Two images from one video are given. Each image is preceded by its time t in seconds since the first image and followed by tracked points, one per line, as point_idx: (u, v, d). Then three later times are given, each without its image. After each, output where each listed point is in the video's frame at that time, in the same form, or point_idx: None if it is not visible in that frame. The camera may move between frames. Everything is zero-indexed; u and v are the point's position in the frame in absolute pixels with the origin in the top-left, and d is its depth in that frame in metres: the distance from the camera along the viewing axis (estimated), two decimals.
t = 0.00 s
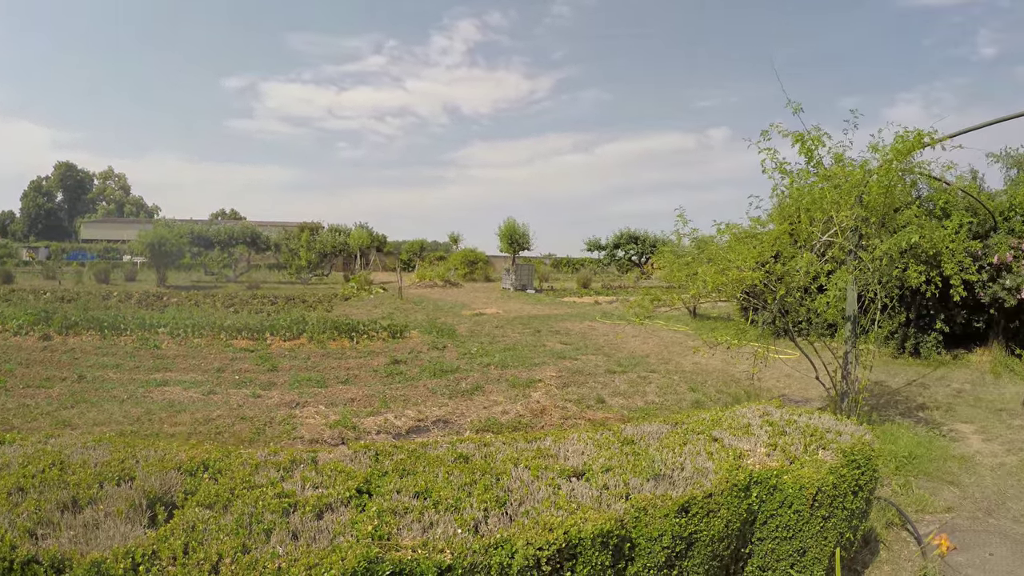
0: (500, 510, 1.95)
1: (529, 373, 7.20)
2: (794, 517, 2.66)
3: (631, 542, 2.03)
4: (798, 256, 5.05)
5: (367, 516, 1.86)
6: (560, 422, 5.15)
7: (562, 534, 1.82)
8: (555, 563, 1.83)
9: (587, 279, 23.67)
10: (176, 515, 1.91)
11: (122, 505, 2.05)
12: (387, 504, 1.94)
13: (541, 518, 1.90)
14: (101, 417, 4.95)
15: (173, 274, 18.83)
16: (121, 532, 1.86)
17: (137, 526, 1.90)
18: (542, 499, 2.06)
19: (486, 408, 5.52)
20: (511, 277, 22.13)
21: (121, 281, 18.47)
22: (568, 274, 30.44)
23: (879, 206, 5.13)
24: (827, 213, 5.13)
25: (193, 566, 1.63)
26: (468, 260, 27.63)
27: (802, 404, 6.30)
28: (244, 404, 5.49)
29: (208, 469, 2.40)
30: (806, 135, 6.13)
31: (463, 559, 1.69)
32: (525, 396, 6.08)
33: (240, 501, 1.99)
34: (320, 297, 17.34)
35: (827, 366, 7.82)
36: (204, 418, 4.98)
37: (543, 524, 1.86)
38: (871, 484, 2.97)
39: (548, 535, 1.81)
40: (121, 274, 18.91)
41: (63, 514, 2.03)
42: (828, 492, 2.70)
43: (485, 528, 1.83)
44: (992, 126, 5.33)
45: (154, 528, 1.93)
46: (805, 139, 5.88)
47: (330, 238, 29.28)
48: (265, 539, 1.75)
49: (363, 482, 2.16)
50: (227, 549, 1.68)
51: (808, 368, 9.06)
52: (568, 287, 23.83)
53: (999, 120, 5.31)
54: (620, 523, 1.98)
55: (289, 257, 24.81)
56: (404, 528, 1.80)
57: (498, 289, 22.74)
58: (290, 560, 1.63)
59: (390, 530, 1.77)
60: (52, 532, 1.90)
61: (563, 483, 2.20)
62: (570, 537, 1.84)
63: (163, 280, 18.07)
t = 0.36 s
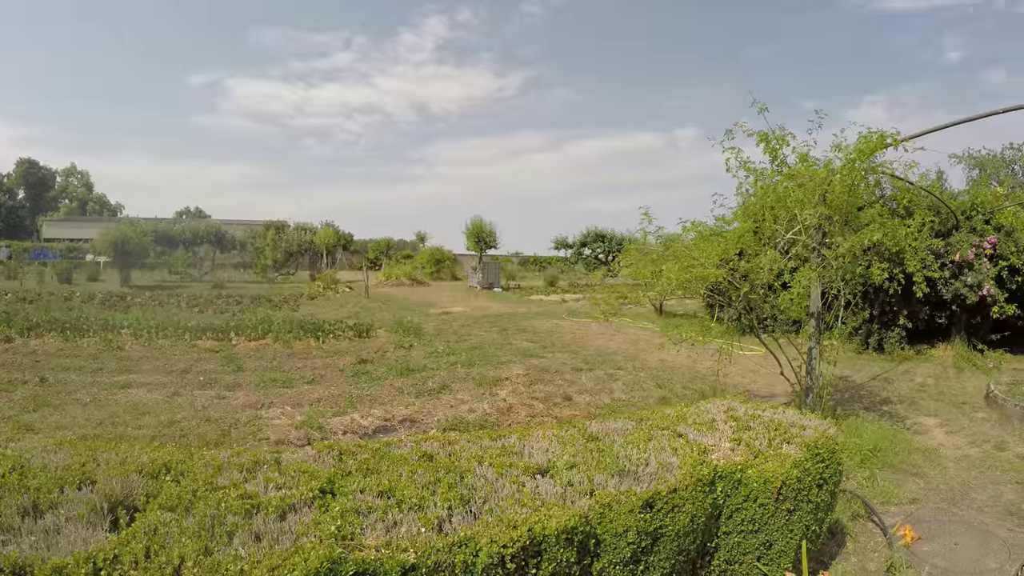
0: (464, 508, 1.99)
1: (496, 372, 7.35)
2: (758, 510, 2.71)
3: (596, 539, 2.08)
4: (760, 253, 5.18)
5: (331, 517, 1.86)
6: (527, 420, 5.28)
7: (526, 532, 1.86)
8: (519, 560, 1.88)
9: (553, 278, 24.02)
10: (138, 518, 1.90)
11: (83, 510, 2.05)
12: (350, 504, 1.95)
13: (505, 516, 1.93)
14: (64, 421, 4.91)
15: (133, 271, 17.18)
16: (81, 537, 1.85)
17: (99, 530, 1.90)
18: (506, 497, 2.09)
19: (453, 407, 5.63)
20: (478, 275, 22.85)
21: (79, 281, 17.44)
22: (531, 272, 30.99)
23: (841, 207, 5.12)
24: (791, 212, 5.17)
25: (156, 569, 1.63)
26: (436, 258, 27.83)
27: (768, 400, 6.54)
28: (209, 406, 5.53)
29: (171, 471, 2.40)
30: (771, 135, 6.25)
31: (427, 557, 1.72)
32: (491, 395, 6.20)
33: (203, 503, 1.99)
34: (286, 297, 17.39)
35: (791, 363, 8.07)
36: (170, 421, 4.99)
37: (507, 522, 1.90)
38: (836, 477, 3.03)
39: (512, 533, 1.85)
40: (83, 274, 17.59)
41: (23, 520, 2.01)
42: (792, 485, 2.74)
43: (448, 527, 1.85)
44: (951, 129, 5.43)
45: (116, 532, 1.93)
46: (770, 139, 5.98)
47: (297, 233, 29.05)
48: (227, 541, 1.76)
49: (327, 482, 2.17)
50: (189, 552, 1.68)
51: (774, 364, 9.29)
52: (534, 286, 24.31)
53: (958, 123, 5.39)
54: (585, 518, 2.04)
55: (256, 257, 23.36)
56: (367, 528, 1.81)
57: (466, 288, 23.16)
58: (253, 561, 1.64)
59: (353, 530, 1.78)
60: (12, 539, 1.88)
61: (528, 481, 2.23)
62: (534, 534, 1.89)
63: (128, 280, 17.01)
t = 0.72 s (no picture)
0: (419, 511, 2.02)
1: (455, 374, 7.48)
2: (714, 508, 2.75)
3: (550, 539, 2.12)
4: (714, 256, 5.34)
5: (285, 521, 1.88)
6: (484, 422, 5.40)
7: (481, 534, 1.91)
8: (473, 562, 1.92)
9: (514, 281, 24.25)
10: (90, 525, 1.90)
11: (35, 518, 2.04)
12: (304, 508, 1.97)
13: (460, 519, 1.97)
14: (16, 428, 4.84)
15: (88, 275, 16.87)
16: (33, 545, 1.85)
17: (51, 538, 1.90)
18: (461, 499, 2.13)
19: (411, 410, 5.73)
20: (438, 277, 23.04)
21: (33, 282, 17.46)
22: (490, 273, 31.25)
23: (795, 210, 5.33)
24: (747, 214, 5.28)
25: None
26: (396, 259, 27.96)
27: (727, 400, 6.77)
28: (165, 412, 5.52)
29: (125, 477, 2.40)
30: (727, 138, 6.39)
31: (381, 561, 1.74)
32: (450, 397, 6.31)
33: (158, 509, 1.99)
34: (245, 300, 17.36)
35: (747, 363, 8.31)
36: (125, 426, 4.97)
37: (462, 525, 1.94)
38: (791, 475, 3.09)
39: (466, 535, 1.89)
40: (40, 275, 17.52)
41: None
42: (747, 484, 2.78)
43: (401, 530, 1.88)
44: (901, 135, 5.71)
45: (69, 540, 1.93)
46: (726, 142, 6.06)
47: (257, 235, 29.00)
48: (180, 547, 1.78)
49: (282, 486, 2.20)
50: (142, 559, 1.70)
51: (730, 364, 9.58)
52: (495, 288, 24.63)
53: (907, 129, 5.69)
54: (540, 519, 2.09)
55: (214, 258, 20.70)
56: (321, 532, 1.83)
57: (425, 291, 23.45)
58: (206, 566, 1.66)
59: (307, 534, 1.80)
60: None
61: (483, 482, 2.27)
62: (488, 535, 1.93)
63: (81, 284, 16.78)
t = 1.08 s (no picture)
0: (378, 513, 2.05)
1: (419, 377, 7.56)
2: (675, 507, 2.79)
3: (510, 540, 2.16)
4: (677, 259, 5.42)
5: (245, 525, 1.90)
6: (448, 424, 5.49)
7: (439, 535, 1.94)
8: (432, 563, 1.94)
9: (479, 282, 24.30)
10: (48, 531, 1.91)
11: None
12: (263, 512, 2.00)
13: (419, 521, 2.00)
14: None
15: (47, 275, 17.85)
16: None
17: (8, 545, 1.90)
18: (420, 500, 2.17)
19: (374, 413, 5.79)
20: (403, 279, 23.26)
21: None
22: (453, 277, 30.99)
23: (756, 212, 5.48)
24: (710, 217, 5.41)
25: None
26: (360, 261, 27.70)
27: (691, 400, 6.92)
28: (126, 416, 5.51)
29: (83, 482, 2.40)
30: (690, 141, 6.47)
31: (339, 563, 1.76)
32: (414, 400, 6.39)
33: (117, 515, 2.01)
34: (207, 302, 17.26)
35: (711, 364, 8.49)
36: (85, 432, 4.96)
37: (420, 526, 1.97)
38: (752, 473, 3.14)
39: (424, 536, 1.92)
40: None
41: None
42: (707, 483, 2.83)
43: (359, 532, 1.91)
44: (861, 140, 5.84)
45: (26, 547, 1.94)
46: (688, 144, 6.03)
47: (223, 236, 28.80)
48: (138, 552, 1.80)
49: (242, 490, 2.22)
50: (99, 564, 1.71)
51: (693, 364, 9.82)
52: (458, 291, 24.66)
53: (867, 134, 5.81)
54: (499, 520, 2.13)
55: (175, 260, 21.59)
56: (280, 536, 1.86)
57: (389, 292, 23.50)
58: (164, 570, 1.68)
59: (266, 538, 1.83)
60: None
61: (442, 484, 2.30)
62: (447, 537, 1.96)
63: (41, 284, 17.65)
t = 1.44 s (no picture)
0: (334, 518, 2.07)
1: (382, 380, 7.65)
2: (633, 508, 2.84)
3: (467, 543, 2.20)
4: (636, 261, 5.57)
5: (201, 532, 1.92)
6: (411, 428, 5.60)
7: (394, 539, 1.96)
8: (388, 567, 1.96)
9: (444, 284, 24.33)
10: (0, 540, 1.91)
11: None
12: (219, 519, 2.02)
13: (375, 525, 2.02)
14: None
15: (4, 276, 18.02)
16: None
17: None
18: (377, 505, 2.20)
19: (336, 417, 5.87)
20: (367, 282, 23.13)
21: None
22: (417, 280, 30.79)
23: (717, 215, 5.73)
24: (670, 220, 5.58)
25: None
26: (323, 264, 27.73)
27: (653, 402, 7.15)
28: (84, 423, 5.48)
29: (38, 489, 2.39)
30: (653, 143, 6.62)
31: (293, 569, 1.79)
32: (377, 403, 6.48)
33: (73, 524, 2.01)
34: (166, 305, 17.04)
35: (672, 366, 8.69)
36: (43, 440, 4.94)
37: (376, 530, 1.99)
38: (712, 472, 3.20)
39: (380, 541, 1.94)
40: None
41: None
42: (665, 483, 2.89)
43: (314, 537, 1.93)
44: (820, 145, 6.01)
45: None
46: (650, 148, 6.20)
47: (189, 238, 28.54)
48: (93, 560, 1.81)
49: (200, 497, 2.23)
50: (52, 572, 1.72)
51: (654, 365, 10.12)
52: (422, 293, 24.80)
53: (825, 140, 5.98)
54: (455, 524, 2.16)
55: (135, 262, 21.72)
56: (236, 542, 1.88)
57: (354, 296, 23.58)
58: None
59: (221, 544, 1.85)
60: None
61: (400, 488, 2.34)
62: (402, 541, 1.98)
63: None
